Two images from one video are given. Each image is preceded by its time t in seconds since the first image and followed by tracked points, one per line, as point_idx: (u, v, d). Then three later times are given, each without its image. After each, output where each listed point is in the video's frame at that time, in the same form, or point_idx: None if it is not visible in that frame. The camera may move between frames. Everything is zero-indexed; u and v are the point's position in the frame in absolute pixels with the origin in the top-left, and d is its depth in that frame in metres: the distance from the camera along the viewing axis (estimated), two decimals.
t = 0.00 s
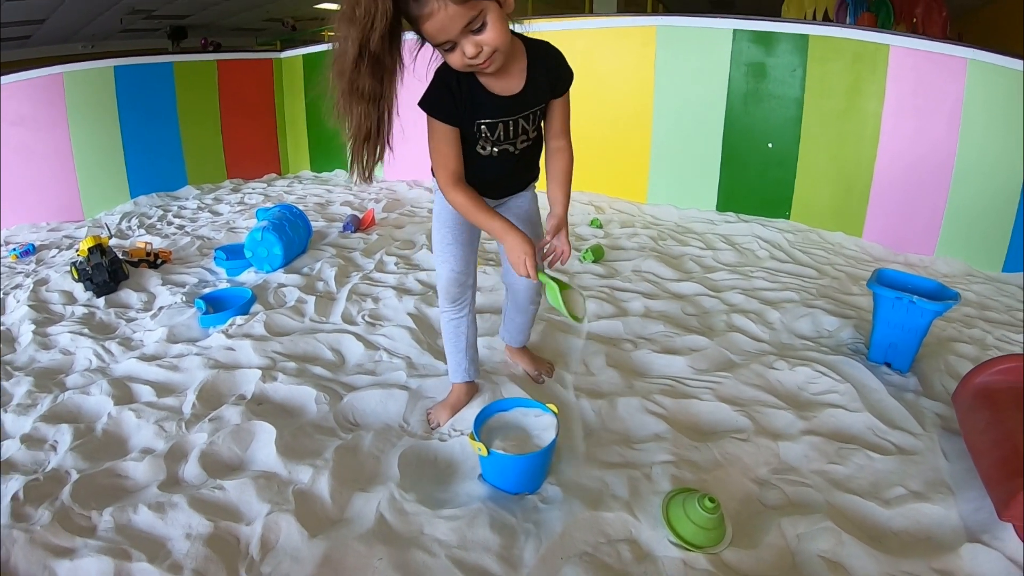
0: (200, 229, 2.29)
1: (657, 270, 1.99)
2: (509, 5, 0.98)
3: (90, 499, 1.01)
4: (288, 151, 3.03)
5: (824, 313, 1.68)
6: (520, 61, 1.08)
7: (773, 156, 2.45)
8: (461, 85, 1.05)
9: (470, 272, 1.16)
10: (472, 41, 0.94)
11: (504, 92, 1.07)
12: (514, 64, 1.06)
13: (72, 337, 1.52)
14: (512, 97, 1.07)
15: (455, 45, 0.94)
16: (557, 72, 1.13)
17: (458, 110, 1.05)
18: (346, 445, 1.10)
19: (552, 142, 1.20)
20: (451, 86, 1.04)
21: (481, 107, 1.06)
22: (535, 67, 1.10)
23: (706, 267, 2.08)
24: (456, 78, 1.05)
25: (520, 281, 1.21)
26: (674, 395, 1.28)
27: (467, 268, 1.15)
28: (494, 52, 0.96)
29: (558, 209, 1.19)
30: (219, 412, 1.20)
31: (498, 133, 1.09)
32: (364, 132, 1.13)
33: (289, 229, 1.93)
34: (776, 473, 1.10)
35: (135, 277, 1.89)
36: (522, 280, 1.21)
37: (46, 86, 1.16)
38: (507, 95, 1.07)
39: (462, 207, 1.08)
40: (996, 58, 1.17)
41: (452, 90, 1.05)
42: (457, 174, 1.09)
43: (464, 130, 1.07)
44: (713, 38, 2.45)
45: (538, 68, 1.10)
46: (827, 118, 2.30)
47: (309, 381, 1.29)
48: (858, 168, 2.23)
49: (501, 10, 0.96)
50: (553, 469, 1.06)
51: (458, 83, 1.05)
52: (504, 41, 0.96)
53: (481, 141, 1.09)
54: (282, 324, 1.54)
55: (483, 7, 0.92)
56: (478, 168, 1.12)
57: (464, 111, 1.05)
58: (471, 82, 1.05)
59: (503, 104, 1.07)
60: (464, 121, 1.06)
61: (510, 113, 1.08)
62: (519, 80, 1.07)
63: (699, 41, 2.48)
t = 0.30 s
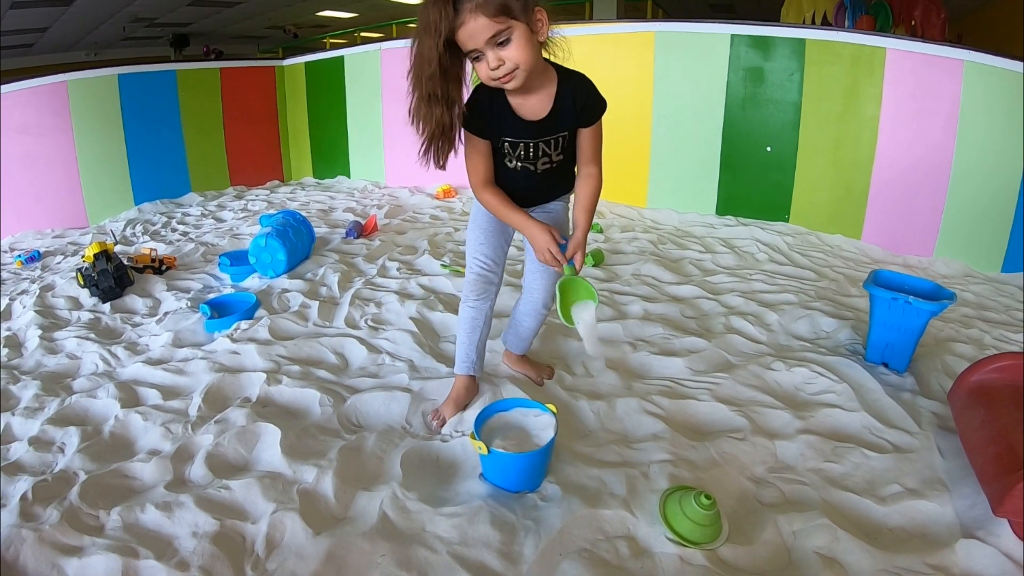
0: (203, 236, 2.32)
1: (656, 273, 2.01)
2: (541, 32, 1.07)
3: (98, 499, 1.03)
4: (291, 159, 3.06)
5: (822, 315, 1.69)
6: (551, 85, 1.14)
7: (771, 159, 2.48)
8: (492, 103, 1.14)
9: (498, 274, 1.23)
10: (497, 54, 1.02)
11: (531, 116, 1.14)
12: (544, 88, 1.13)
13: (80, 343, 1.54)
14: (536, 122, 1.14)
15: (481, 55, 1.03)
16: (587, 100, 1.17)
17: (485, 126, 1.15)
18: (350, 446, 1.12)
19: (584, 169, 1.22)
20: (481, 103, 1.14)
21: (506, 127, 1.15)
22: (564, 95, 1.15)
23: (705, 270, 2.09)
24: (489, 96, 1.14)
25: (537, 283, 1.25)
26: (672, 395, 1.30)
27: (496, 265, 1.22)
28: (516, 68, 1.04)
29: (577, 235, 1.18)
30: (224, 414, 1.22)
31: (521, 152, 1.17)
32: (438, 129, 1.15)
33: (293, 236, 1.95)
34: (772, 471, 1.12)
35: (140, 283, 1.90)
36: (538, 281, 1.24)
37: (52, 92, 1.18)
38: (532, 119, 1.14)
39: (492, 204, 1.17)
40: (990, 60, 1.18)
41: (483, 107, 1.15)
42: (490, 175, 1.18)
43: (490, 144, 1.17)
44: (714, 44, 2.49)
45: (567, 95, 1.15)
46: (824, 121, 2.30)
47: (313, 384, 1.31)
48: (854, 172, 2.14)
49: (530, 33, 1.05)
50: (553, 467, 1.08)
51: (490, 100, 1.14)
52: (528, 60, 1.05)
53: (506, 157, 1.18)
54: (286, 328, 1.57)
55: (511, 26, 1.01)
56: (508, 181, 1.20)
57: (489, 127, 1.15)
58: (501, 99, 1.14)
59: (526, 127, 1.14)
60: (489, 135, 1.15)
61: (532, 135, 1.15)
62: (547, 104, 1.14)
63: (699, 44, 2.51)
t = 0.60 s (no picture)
0: (202, 234, 2.32)
1: (654, 272, 2.02)
2: (546, 49, 1.17)
3: (97, 493, 1.03)
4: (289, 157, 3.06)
5: (818, 313, 1.70)
6: (548, 106, 1.23)
7: (768, 160, 2.48)
8: (493, 116, 1.28)
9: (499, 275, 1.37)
10: (498, 53, 1.13)
11: (526, 129, 1.25)
12: (541, 105, 1.23)
13: (78, 339, 1.54)
14: (530, 136, 1.26)
15: (485, 54, 1.14)
16: (581, 128, 1.23)
17: (486, 132, 1.30)
18: (348, 441, 1.13)
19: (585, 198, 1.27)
20: (483, 111, 1.28)
21: (505, 141, 1.28)
22: (559, 117, 1.23)
23: (702, 269, 2.10)
24: (493, 106, 1.28)
25: (538, 286, 1.30)
26: (668, 392, 1.31)
27: (497, 266, 1.35)
28: (512, 70, 1.14)
29: (584, 262, 1.24)
30: (223, 410, 1.22)
31: (515, 165, 1.30)
32: (457, 133, 1.32)
33: (292, 234, 1.96)
34: (767, 467, 1.13)
35: (139, 281, 1.90)
36: (536, 287, 1.30)
37: (52, 88, 1.19)
38: (526, 136, 1.25)
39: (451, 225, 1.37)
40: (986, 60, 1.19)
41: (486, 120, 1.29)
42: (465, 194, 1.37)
43: (492, 151, 1.32)
44: (713, 44, 2.49)
45: (562, 121, 1.24)
46: (821, 122, 2.32)
47: (312, 380, 1.31)
48: (851, 172, 2.17)
49: (535, 46, 1.15)
50: (549, 462, 1.08)
51: (494, 113, 1.28)
52: (526, 68, 1.14)
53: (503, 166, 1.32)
54: (285, 325, 1.57)
55: (518, 32, 1.12)
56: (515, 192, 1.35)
57: (490, 134, 1.29)
58: (504, 112, 1.27)
59: (521, 140, 1.27)
60: (487, 140, 1.30)
61: (527, 151, 1.27)
62: (541, 121, 1.24)
63: (697, 44, 2.52)
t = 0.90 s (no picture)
0: (202, 229, 2.32)
1: (653, 269, 2.02)
2: (539, 130, 1.19)
3: (97, 486, 1.03)
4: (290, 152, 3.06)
5: (817, 312, 1.71)
6: (535, 182, 1.25)
7: (768, 159, 2.48)
8: (484, 181, 1.28)
9: (494, 292, 1.36)
10: (490, 126, 1.15)
11: (514, 197, 1.27)
12: (529, 179, 1.25)
13: (78, 334, 1.54)
14: (518, 203, 1.27)
15: (479, 124, 1.16)
16: (568, 193, 1.24)
17: (476, 197, 1.30)
18: (348, 435, 1.13)
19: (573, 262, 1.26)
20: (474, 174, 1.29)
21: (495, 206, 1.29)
22: (549, 185, 1.25)
23: (701, 267, 2.10)
24: (486, 171, 1.28)
25: (524, 290, 1.31)
26: (667, 388, 1.31)
27: (487, 284, 1.36)
28: (500, 145, 1.15)
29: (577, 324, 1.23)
30: (223, 404, 1.22)
31: (507, 227, 1.31)
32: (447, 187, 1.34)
33: (292, 229, 1.96)
34: (766, 463, 1.13)
35: (139, 275, 1.90)
36: (522, 291, 1.31)
37: (52, 84, 1.19)
38: (513, 202, 1.27)
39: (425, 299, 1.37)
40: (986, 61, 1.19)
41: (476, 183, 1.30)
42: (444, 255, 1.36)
43: (481, 212, 1.33)
44: (713, 44, 2.50)
45: (551, 188, 1.25)
46: (820, 122, 2.32)
47: (312, 375, 1.31)
48: (849, 173, 2.17)
49: (528, 126, 1.17)
50: (549, 457, 1.09)
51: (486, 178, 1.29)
52: (514, 145, 1.16)
53: (494, 227, 1.33)
54: (285, 320, 1.57)
55: (514, 110, 1.14)
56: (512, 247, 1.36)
57: (479, 198, 1.29)
58: (494, 179, 1.28)
59: (510, 206, 1.28)
60: (476, 203, 1.30)
61: (517, 215, 1.28)
62: (527, 194, 1.26)
63: (697, 42, 2.51)
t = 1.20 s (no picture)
0: (203, 226, 2.32)
1: (654, 267, 2.02)
2: (509, 187, 1.21)
3: (99, 483, 1.03)
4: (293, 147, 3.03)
5: (818, 310, 1.70)
6: (514, 229, 1.29)
7: (770, 156, 2.48)
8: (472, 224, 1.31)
9: (471, 290, 1.34)
10: (461, 177, 1.20)
11: (498, 240, 1.32)
12: (510, 225, 1.29)
13: (80, 330, 1.54)
14: (501, 245, 1.32)
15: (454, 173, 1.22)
16: (550, 241, 1.27)
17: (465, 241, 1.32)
18: (350, 432, 1.13)
19: (567, 296, 1.29)
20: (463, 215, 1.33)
21: (483, 246, 1.33)
22: (530, 231, 1.29)
23: (702, 265, 2.09)
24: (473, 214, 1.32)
25: (516, 296, 1.29)
26: (669, 385, 1.32)
27: (465, 281, 1.34)
28: (465, 196, 1.20)
29: (572, 356, 1.25)
30: (225, 400, 1.22)
31: (495, 266, 1.36)
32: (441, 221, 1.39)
33: (294, 226, 1.96)
34: (768, 461, 1.13)
35: (140, 272, 1.90)
36: (514, 293, 1.29)
37: (52, 82, 1.19)
38: (499, 242, 1.31)
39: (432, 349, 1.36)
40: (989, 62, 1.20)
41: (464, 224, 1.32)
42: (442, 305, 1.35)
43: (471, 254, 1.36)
44: (713, 42, 2.49)
45: (532, 233, 1.29)
46: (823, 120, 2.33)
47: (314, 372, 1.32)
48: (852, 171, 2.19)
49: (498, 183, 1.20)
50: (551, 454, 1.09)
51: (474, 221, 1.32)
52: (481, 197, 1.20)
53: (484, 267, 1.38)
54: (287, 317, 1.57)
55: (480, 167, 1.18)
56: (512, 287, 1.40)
57: (467, 242, 1.32)
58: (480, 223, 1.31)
59: (495, 247, 1.33)
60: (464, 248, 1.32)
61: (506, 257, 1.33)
62: (507, 239, 1.31)
63: (698, 40, 2.51)
